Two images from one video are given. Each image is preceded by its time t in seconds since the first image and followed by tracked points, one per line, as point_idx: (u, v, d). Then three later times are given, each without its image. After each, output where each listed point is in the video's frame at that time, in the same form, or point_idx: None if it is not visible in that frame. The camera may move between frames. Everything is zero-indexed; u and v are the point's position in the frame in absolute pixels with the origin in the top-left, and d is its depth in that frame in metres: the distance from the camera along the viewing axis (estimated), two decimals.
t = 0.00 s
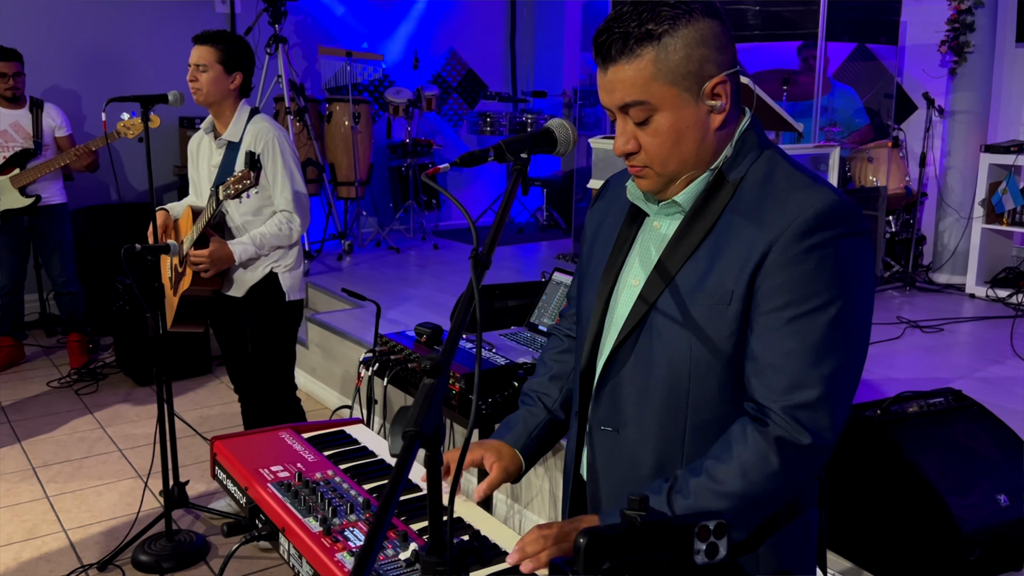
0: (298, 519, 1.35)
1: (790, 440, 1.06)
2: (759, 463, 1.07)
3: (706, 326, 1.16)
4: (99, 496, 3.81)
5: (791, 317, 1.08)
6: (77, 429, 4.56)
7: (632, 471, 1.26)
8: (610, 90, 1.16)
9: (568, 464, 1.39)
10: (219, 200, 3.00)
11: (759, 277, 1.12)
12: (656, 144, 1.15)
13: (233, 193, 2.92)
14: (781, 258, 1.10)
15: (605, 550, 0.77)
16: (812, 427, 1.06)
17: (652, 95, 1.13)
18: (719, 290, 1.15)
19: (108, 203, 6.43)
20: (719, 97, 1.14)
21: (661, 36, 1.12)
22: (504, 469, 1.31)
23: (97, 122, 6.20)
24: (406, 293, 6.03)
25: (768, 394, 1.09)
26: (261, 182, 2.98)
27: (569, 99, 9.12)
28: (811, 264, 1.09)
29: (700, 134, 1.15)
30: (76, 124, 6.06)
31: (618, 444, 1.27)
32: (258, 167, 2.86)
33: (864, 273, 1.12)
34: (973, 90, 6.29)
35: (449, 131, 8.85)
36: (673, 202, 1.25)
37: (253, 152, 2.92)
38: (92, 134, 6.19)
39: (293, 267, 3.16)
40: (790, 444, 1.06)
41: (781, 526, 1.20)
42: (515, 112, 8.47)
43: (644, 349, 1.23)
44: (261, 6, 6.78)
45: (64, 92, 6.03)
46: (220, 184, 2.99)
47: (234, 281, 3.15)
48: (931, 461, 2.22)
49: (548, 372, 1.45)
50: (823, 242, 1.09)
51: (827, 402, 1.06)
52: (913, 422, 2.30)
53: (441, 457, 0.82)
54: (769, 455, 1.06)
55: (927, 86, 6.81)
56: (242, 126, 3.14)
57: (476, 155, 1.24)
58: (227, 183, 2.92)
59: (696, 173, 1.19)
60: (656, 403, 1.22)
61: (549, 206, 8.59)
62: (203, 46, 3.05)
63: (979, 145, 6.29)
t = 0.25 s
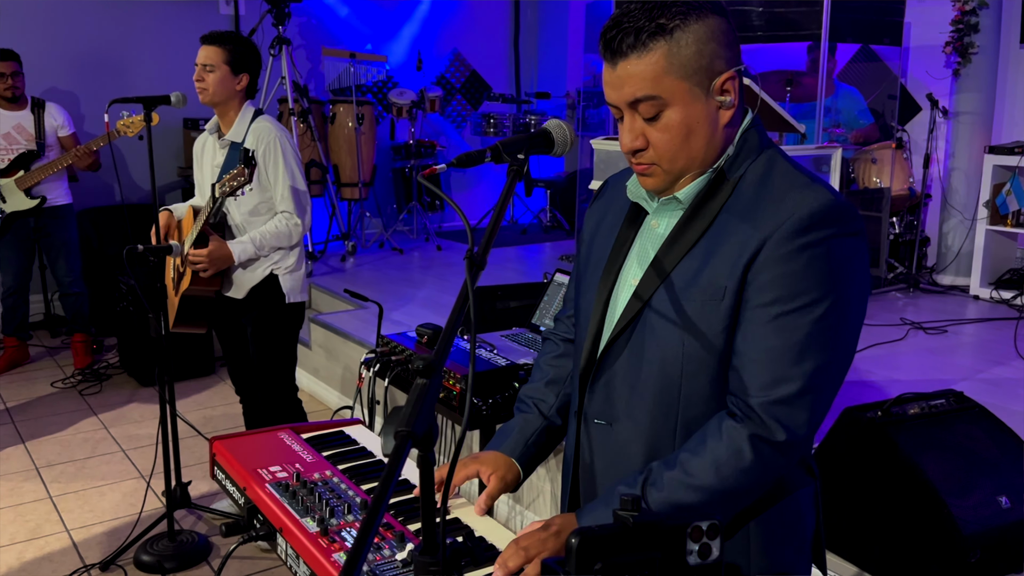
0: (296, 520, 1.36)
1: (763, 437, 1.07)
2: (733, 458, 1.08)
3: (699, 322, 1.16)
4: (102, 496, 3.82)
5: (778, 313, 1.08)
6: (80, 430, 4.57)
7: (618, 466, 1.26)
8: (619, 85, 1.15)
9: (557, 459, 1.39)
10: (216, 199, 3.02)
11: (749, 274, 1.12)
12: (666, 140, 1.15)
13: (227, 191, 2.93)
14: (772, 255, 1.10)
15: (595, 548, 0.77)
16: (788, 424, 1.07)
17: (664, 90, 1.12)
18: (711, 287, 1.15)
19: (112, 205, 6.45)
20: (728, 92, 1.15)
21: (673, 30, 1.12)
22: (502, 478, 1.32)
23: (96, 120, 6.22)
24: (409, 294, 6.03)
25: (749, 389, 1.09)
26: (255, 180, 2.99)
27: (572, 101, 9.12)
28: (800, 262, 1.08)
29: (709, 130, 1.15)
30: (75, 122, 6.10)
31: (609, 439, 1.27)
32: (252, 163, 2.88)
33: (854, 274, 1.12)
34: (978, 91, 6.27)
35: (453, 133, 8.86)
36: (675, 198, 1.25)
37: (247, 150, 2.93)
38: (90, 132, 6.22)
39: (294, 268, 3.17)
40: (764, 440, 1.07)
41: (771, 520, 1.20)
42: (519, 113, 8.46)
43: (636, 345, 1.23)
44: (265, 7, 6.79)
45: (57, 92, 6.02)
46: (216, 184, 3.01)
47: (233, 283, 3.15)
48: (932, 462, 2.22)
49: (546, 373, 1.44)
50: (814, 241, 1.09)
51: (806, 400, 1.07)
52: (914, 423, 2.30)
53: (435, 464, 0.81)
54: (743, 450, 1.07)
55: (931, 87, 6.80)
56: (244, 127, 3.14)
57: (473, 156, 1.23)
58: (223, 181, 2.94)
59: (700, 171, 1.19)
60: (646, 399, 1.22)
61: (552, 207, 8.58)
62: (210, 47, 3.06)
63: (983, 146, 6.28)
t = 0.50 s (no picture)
0: (292, 518, 1.37)
1: (748, 435, 1.08)
2: (718, 455, 1.08)
3: (691, 320, 1.16)
4: (105, 496, 3.83)
5: (767, 311, 1.08)
6: (84, 430, 4.58)
7: (610, 463, 1.27)
8: (619, 77, 1.15)
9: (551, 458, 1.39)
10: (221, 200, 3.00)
11: (740, 272, 1.13)
12: (661, 135, 1.14)
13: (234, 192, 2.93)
14: (763, 253, 1.10)
15: (584, 546, 0.77)
16: (774, 421, 1.07)
17: (663, 83, 1.13)
18: (702, 284, 1.16)
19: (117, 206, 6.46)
20: (726, 91, 1.15)
21: (675, 24, 1.13)
22: (499, 480, 1.34)
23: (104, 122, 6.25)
24: (412, 295, 6.03)
25: (738, 386, 1.09)
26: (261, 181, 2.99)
27: (576, 102, 9.13)
28: (790, 260, 1.09)
29: (705, 128, 1.15)
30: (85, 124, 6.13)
31: (601, 437, 1.27)
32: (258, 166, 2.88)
33: (845, 272, 1.12)
34: (982, 91, 6.26)
35: (456, 134, 8.86)
36: (669, 196, 1.25)
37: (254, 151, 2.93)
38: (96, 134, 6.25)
39: (297, 268, 3.18)
40: (750, 437, 1.08)
41: (762, 518, 1.20)
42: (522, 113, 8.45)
43: (630, 343, 1.23)
44: (268, 8, 6.80)
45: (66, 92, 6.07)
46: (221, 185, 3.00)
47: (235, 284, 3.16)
48: (931, 463, 2.22)
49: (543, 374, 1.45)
50: (804, 239, 1.10)
51: (794, 398, 1.07)
52: (914, 424, 2.30)
53: (424, 466, 0.82)
54: (729, 447, 1.08)
55: (934, 88, 6.78)
56: (250, 127, 3.16)
57: (468, 154, 1.24)
58: (230, 181, 2.94)
59: (694, 171, 1.19)
60: (639, 398, 1.22)
61: (556, 208, 8.59)
62: (208, 51, 3.06)
63: (987, 147, 6.26)
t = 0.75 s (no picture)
0: (287, 517, 1.37)
1: (737, 431, 1.08)
2: (708, 453, 1.09)
3: (680, 319, 1.16)
4: (106, 495, 3.84)
5: (754, 308, 1.08)
6: (86, 429, 4.60)
7: (603, 460, 1.27)
8: (605, 84, 1.15)
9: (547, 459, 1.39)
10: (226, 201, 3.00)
11: (729, 269, 1.13)
12: (652, 139, 1.15)
13: (240, 194, 2.93)
14: (751, 249, 1.11)
15: (571, 546, 0.77)
16: (761, 417, 1.08)
17: (651, 88, 1.13)
18: (692, 282, 1.16)
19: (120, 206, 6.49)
20: (714, 92, 1.15)
21: (659, 29, 1.13)
22: (496, 485, 1.32)
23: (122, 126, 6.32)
24: (413, 295, 6.03)
25: (726, 383, 1.10)
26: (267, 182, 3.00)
27: (579, 101, 9.13)
28: (779, 256, 1.09)
29: (695, 130, 1.16)
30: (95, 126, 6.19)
31: (594, 435, 1.27)
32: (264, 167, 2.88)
33: (834, 266, 1.12)
34: (983, 91, 6.26)
35: (459, 134, 8.86)
36: (660, 197, 1.25)
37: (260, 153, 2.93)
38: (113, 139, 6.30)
39: (300, 267, 3.17)
40: (738, 435, 1.08)
41: (756, 514, 1.21)
42: (525, 113, 8.45)
43: (621, 341, 1.23)
44: (272, 8, 6.80)
45: (87, 92, 6.20)
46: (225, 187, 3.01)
47: (241, 284, 3.17)
48: (928, 462, 2.22)
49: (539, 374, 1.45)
50: (793, 235, 1.10)
51: (782, 395, 1.07)
52: (913, 424, 2.30)
53: (411, 461, 0.82)
54: (717, 446, 1.08)
55: (937, 88, 6.77)
56: (250, 127, 3.16)
57: (461, 155, 1.25)
58: (234, 183, 2.94)
59: (686, 170, 1.20)
60: (630, 396, 1.22)
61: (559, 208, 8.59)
62: (203, 52, 3.07)
63: (990, 147, 6.25)
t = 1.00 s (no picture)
0: (281, 515, 1.38)
1: (724, 427, 1.08)
2: (695, 449, 1.09)
3: (671, 313, 1.16)
4: (107, 493, 3.85)
5: (743, 302, 1.08)
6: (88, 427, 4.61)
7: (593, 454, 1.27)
8: (608, 81, 1.15)
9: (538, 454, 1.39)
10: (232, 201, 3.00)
11: (719, 264, 1.13)
12: (652, 139, 1.15)
13: (248, 193, 2.94)
14: (742, 245, 1.11)
15: (555, 541, 0.77)
16: (749, 412, 1.08)
17: (652, 89, 1.13)
18: (682, 277, 1.16)
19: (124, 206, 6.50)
20: (718, 94, 1.15)
21: (665, 30, 1.12)
22: (491, 482, 1.31)
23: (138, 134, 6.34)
24: (415, 294, 6.04)
25: (715, 378, 1.10)
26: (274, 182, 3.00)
27: (582, 100, 9.13)
28: (768, 251, 1.09)
29: (696, 131, 1.16)
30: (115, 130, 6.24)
31: (584, 429, 1.28)
32: (273, 167, 2.89)
33: (824, 261, 1.12)
34: (988, 90, 6.22)
35: (462, 133, 8.86)
36: (657, 194, 1.25)
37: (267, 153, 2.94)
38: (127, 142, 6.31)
39: (304, 263, 3.19)
40: (725, 430, 1.09)
41: (744, 510, 1.21)
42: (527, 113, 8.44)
43: (611, 336, 1.24)
44: (275, 8, 6.81)
45: (107, 95, 6.22)
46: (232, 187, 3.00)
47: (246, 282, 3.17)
48: (926, 461, 2.21)
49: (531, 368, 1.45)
50: (784, 231, 1.10)
51: (770, 390, 1.07)
52: (913, 424, 2.30)
53: (397, 454, 0.82)
54: (704, 441, 1.08)
55: (940, 86, 6.75)
56: (245, 127, 3.16)
57: (455, 153, 1.25)
58: (242, 184, 2.94)
59: (684, 170, 1.19)
60: (620, 390, 1.22)
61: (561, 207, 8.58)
62: (197, 54, 3.07)
63: (992, 146, 6.24)
